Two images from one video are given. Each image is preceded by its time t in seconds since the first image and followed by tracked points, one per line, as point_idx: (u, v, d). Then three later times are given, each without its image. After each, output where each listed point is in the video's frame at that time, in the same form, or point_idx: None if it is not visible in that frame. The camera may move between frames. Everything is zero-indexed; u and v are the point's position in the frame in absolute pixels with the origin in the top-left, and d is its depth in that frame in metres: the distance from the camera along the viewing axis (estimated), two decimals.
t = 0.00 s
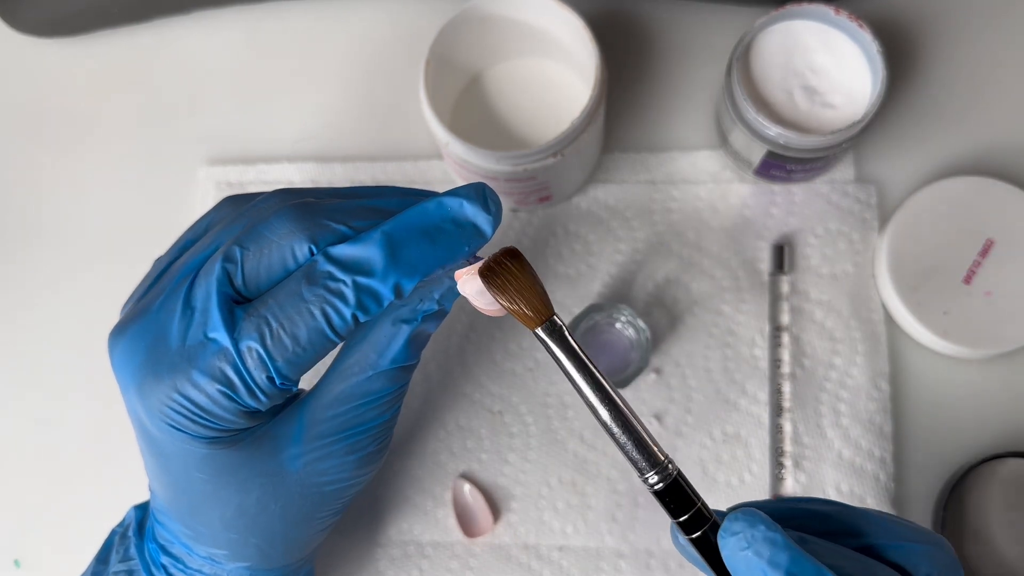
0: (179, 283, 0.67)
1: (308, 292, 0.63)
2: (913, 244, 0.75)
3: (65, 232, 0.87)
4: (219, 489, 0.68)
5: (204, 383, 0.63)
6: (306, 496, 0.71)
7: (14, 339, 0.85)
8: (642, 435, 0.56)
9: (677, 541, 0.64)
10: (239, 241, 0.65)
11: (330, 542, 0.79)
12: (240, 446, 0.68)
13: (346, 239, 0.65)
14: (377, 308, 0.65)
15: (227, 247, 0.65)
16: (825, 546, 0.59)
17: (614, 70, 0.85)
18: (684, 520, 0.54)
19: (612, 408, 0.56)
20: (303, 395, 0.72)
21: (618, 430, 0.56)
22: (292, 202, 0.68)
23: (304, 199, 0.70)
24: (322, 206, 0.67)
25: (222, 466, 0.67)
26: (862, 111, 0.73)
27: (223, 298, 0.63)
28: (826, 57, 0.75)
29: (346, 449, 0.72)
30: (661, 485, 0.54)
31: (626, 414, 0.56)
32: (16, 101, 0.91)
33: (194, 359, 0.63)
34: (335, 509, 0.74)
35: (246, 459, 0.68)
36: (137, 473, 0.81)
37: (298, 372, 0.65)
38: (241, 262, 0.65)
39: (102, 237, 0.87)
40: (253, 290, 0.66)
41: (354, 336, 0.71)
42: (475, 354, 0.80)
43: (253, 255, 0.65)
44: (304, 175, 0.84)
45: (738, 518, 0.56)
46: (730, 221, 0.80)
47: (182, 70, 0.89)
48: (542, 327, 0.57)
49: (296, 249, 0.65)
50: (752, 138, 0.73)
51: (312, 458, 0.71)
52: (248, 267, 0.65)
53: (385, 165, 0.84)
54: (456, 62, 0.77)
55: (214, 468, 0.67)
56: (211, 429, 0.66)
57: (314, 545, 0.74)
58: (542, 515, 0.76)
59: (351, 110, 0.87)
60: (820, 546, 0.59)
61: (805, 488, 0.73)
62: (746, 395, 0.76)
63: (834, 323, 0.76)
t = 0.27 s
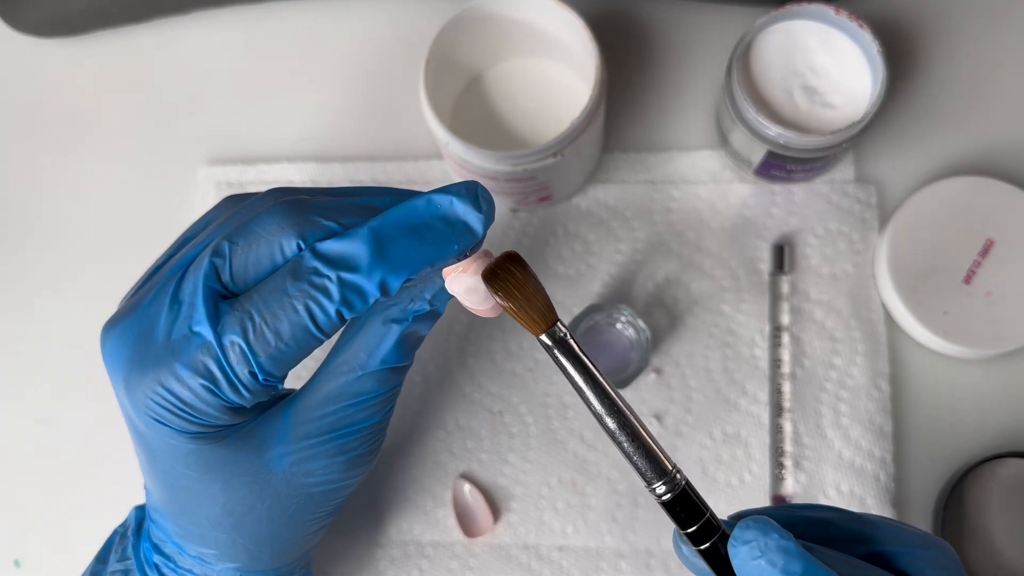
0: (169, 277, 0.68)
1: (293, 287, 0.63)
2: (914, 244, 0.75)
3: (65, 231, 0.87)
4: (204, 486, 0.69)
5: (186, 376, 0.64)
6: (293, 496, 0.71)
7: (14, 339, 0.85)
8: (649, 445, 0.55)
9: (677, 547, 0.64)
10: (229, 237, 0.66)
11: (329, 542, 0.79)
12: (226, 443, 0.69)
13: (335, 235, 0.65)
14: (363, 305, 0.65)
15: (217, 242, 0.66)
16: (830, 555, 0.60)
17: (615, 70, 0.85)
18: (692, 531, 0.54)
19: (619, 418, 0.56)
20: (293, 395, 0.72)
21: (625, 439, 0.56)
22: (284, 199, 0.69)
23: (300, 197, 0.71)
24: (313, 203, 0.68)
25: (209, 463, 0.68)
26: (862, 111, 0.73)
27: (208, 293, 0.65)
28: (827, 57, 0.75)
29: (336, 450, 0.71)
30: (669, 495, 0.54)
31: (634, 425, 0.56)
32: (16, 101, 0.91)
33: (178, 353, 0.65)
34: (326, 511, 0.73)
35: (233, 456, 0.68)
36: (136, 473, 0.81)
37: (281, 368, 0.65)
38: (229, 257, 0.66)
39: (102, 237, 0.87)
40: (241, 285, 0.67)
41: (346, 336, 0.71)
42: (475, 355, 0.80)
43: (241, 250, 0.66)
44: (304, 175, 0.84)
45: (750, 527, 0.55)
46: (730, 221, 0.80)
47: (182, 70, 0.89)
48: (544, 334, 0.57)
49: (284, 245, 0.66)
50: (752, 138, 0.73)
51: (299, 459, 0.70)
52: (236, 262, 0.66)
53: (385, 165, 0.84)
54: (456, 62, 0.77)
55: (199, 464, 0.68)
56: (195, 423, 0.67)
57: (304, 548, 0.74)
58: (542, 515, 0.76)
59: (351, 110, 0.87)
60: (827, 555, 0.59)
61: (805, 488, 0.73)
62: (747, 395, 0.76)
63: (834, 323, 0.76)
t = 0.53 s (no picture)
0: (167, 279, 0.68)
1: (291, 290, 0.63)
2: (914, 244, 0.74)
3: (65, 231, 0.87)
4: (203, 488, 0.68)
5: (185, 379, 0.64)
6: (292, 499, 0.71)
7: (14, 339, 0.85)
8: (637, 438, 0.56)
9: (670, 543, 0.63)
10: (227, 238, 0.66)
11: (329, 542, 0.78)
12: (225, 445, 0.68)
13: (333, 236, 0.65)
14: (362, 307, 0.65)
15: (215, 243, 0.66)
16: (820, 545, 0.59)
17: (615, 70, 0.85)
18: (681, 523, 0.55)
19: (606, 413, 0.57)
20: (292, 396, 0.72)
21: (613, 434, 0.56)
22: (282, 199, 0.69)
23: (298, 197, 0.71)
24: (311, 204, 0.68)
25: (208, 465, 0.68)
26: (862, 111, 0.73)
27: (206, 295, 0.65)
28: (827, 57, 0.75)
29: (335, 452, 0.71)
30: (657, 488, 0.55)
31: (622, 419, 0.57)
32: (16, 101, 0.91)
33: (176, 355, 0.65)
34: (325, 512, 0.73)
35: (231, 458, 0.68)
36: (136, 473, 0.81)
37: (280, 371, 0.66)
38: (227, 258, 0.66)
39: (102, 237, 0.87)
40: (239, 287, 0.67)
41: (344, 338, 0.71)
42: (474, 355, 0.80)
43: (239, 251, 0.66)
44: (304, 175, 0.84)
45: (734, 516, 0.55)
46: (730, 221, 0.80)
47: (182, 70, 0.89)
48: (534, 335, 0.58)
49: (282, 247, 0.66)
50: (752, 138, 0.73)
51: (298, 461, 0.70)
52: (234, 264, 0.66)
53: (385, 165, 0.83)
54: (456, 62, 0.77)
55: (197, 467, 0.68)
56: (193, 426, 0.67)
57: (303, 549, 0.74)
58: (542, 515, 0.76)
59: (351, 110, 0.87)
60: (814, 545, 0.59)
61: (805, 488, 0.73)
62: (747, 395, 0.76)
63: (834, 323, 0.76)
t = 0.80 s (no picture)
0: (167, 280, 0.68)
1: (292, 291, 0.63)
2: (914, 244, 0.75)
3: (65, 231, 0.87)
4: (204, 489, 0.68)
5: (186, 381, 0.64)
6: (293, 500, 0.71)
7: (14, 339, 0.85)
8: (632, 437, 0.55)
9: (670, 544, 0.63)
10: (227, 239, 0.66)
11: (329, 542, 0.78)
12: (225, 446, 0.68)
13: (333, 237, 0.65)
14: (363, 308, 0.65)
15: (215, 244, 0.66)
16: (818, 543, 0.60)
17: (615, 70, 0.85)
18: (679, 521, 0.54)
19: (603, 413, 0.56)
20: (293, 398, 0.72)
21: (608, 433, 0.56)
22: (282, 200, 0.69)
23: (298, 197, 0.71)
24: (311, 205, 0.68)
25: (209, 466, 0.68)
26: (862, 110, 0.73)
27: (207, 296, 0.65)
28: (827, 57, 0.75)
29: (336, 453, 0.71)
30: (654, 487, 0.54)
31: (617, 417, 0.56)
32: (16, 101, 0.91)
33: (177, 357, 0.65)
34: (326, 513, 0.73)
35: (232, 459, 0.68)
36: (136, 473, 0.81)
37: (281, 372, 0.66)
38: (228, 259, 0.66)
39: (102, 237, 0.87)
40: (240, 288, 0.67)
41: (345, 339, 0.71)
42: (474, 355, 0.80)
43: (240, 252, 0.66)
44: (304, 175, 0.84)
45: (732, 514, 0.55)
46: (730, 221, 0.80)
47: (181, 70, 0.89)
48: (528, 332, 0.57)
49: (283, 248, 0.66)
50: (752, 138, 0.73)
51: (299, 462, 0.70)
52: (235, 265, 0.66)
53: (385, 165, 0.83)
54: (456, 62, 0.77)
55: (198, 468, 0.68)
56: (194, 428, 0.67)
57: (304, 549, 0.74)
58: (542, 515, 0.76)
59: (351, 110, 0.87)
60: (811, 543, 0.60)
61: (805, 488, 0.73)
62: (747, 395, 0.76)
63: (834, 323, 0.76)
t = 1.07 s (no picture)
0: (169, 282, 0.68)
1: (296, 291, 0.63)
2: (914, 244, 0.74)
3: (64, 231, 0.87)
4: (208, 490, 0.68)
5: (190, 382, 0.64)
6: (298, 501, 0.71)
7: (14, 339, 0.85)
8: (572, 494, 0.58)
9: None
10: (229, 240, 0.66)
11: (329, 542, 0.78)
12: (229, 447, 0.68)
13: (336, 239, 0.65)
14: (366, 308, 0.65)
15: (218, 246, 0.66)
16: None
17: (615, 70, 0.85)
18: None
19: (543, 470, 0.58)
20: (297, 399, 0.73)
21: (550, 491, 0.58)
22: (283, 201, 0.69)
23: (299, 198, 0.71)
24: (312, 206, 0.68)
25: (213, 467, 0.68)
26: (862, 111, 0.73)
27: (210, 298, 0.65)
28: (827, 57, 0.75)
29: (340, 454, 0.71)
30: (593, 544, 0.57)
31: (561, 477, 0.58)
32: (15, 101, 0.91)
33: (181, 358, 0.65)
34: (331, 514, 0.73)
35: (236, 460, 0.69)
36: (136, 473, 0.81)
37: (285, 373, 0.65)
38: (230, 261, 0.66)
39: (102, 237, 0.87)
40: (243, 290, 0.67)
41: (350, 340, 0.71)
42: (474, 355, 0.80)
43: (242, 254, 0.66)
44: (304, 175, 0.84)
45: None
46: (731, 221, 0.80)
47: (181, 70, 0.89)
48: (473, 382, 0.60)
49: (285, 249, 0.66)
50: (752, 138, 0.73)
51: (304, 463, 0.70)
52: (237, 266, 0.66)
53: (385, 165, 0.83)
54: (456, 63, 0.77)
55: (202, 469, 0.68)
56: (198, 429, 0.67)
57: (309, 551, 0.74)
58: (542, 515, 0.75)
59: (351, 110, 0.87)
60: None
61: (805, 488, 0.73)
62: (747, 395, 0.76)
63: (834, 323, 0.76)
